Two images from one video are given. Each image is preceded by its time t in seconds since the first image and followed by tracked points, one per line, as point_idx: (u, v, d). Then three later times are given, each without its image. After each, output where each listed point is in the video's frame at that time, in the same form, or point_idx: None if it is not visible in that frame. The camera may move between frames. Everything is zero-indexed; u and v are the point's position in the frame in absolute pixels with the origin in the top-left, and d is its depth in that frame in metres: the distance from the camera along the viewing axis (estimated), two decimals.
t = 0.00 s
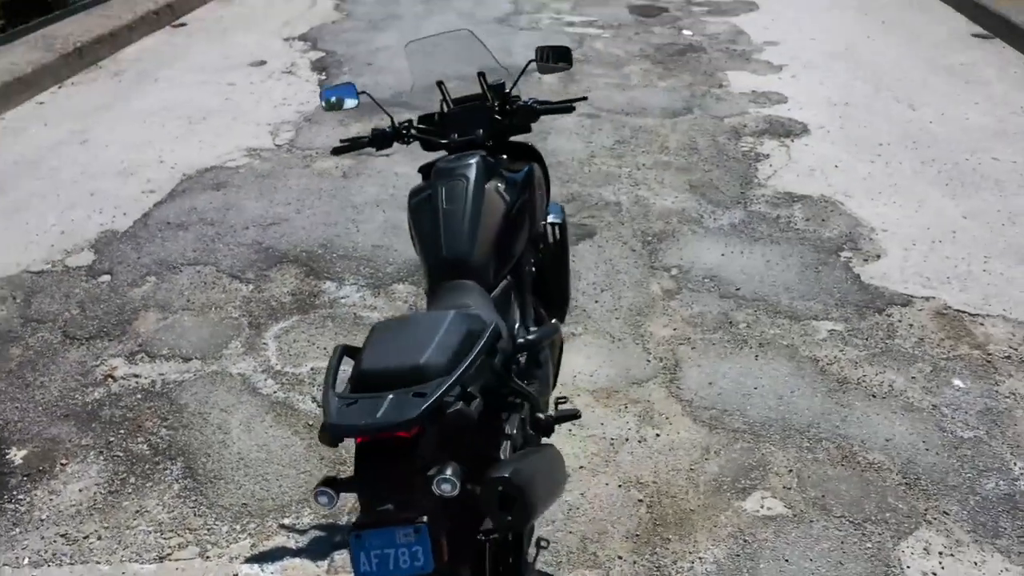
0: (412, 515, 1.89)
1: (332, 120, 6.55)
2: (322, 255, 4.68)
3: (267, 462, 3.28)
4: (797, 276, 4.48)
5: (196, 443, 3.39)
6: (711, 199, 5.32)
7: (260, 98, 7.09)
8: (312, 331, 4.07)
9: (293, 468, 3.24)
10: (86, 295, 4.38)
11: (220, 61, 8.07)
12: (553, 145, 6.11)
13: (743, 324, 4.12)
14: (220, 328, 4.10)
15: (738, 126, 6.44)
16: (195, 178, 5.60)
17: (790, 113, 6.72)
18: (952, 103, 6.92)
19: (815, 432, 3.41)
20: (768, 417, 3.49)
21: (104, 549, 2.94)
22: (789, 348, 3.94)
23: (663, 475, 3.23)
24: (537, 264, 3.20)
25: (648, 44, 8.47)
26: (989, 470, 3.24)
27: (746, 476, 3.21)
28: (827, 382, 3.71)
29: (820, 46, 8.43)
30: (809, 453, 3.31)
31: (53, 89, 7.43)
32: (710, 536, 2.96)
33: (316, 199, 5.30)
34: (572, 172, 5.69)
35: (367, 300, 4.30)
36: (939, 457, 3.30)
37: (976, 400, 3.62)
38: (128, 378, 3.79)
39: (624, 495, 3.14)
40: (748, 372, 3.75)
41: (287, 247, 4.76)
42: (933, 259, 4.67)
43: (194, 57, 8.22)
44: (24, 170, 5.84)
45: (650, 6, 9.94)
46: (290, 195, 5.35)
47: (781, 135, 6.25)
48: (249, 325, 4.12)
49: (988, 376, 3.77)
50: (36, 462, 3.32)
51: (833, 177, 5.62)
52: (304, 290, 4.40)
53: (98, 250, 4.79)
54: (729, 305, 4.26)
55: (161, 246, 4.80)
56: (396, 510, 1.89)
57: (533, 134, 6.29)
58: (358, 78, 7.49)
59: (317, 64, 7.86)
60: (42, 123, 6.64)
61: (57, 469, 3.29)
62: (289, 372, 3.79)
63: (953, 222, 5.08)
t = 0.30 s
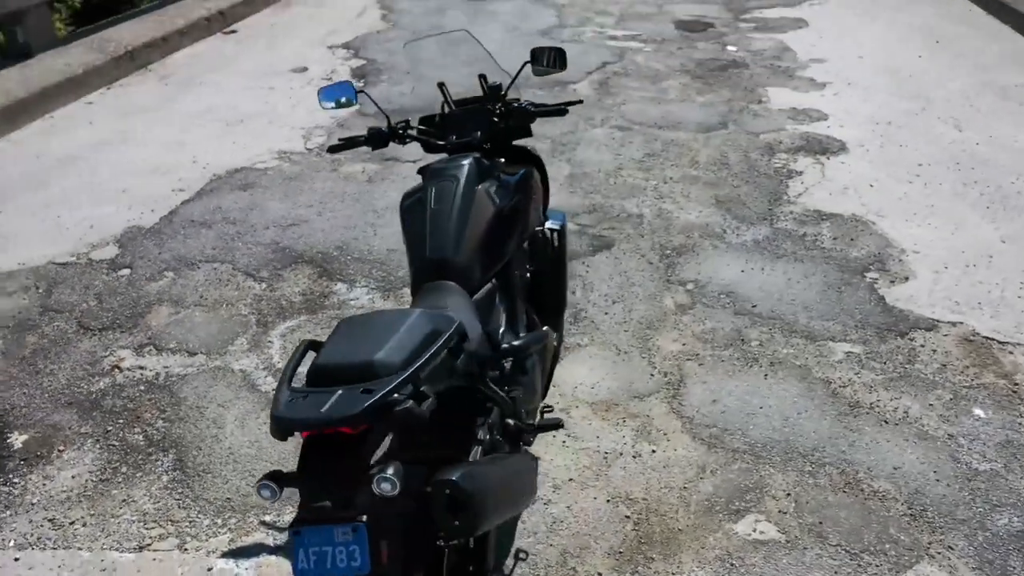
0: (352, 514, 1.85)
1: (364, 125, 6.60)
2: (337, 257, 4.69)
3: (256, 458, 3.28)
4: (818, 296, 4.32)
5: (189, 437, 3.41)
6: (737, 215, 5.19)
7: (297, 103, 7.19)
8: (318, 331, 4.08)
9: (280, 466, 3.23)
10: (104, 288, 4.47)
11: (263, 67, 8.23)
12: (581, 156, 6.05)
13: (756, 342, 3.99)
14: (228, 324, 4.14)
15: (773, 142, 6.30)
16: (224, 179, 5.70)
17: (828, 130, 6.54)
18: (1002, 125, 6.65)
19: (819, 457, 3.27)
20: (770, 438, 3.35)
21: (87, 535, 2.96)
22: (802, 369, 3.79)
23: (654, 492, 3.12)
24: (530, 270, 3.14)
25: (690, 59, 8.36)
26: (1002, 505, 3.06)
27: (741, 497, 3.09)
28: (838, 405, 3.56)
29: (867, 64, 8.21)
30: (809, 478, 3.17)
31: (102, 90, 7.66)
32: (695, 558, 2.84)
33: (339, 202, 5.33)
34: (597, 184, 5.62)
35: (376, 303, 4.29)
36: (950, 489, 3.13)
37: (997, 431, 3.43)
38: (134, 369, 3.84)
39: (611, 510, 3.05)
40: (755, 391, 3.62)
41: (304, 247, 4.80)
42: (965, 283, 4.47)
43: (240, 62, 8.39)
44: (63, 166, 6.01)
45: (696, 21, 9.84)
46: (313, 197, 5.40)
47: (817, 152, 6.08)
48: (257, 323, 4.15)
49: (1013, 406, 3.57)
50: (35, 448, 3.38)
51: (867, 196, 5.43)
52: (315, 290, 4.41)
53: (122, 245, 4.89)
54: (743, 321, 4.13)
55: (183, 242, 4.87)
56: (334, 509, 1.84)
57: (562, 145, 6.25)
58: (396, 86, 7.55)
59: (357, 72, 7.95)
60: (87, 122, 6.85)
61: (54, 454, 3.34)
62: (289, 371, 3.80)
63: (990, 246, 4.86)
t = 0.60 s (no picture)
0: (293, 507, 1.80)
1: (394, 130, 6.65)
2: (352, 258, 4.71)
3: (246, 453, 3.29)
4: (836, 313, 4.18)
5: (185, 429, 3.44)
6: (762, 228, 5.06)
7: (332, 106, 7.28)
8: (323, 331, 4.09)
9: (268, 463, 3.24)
10: (123, 280, 4.56)
11: (304, 70, 8.35)
12: (607, 166, 5.99)
13: (766, 358, 3.87)
14: (237, 320, 4.17)
15: (807, 155, 6.14)
16: (251, 178, 5.78)
17: (866, 145, 6.36)
18: None
19: (819, 479, 3.15)
20: (769, 458, 3.24)
21: (74, 520, 3.00)
22: (811, 387, 3.67)
23: (642, 507, 3.04)
24: (523, 275, 3.09)
25: (730, 71, 8.23)
26: (1011, 539, 2.89)
27: (732, 517, 2.99)
28: (844, 427, 3.43)
29: (915, 80, 7.98)
30: (805, 500, 3.05)
31: (147, 90, 7.87)
32: None
33: (360, 203, 5.36)
34: (620, 193, 5.55)
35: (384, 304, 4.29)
36: (955, 520, 2.97)
37: (1014, 461, 3.25)
38: (141, 360, 3.90)
39: (596, 522, 2.97)
40: (759, 408, 3.51)
41: (320, 247, 4.83)
42: (995, 306, 4.27)
43: (281, 65, 8.54)
44: (100, 162, 6.17)
45: (741, 34, 9.70)
46: (336, 198, 5.44)
47: (851, 168, 5.91)
48: (265, 320, 4.18)
49: None
50: (37, 433, 3.44)
51: (900, 213, 5.25)
52: (326, 290, 4.43)
53: (146, 239, 4.98)
54: (755, 337, 4.02)
55: (204, 239, 4.95)
56: (274, 502, 1.79)
57: (590, 153, 6.19)
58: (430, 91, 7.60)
59: (394, 77, 8.02)
60: (128, 119, 7.03)
61: (54, 440, 3.40)
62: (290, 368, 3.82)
63: None
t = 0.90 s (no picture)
0: (238, 501, 1.80)
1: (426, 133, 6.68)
2: (367, 258, 4.74)
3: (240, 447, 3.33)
4: (855, 331, 4.04)
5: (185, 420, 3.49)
6: (787, 241, 4.93)
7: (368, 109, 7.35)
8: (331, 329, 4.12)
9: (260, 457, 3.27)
10: (145, 272, 4.66)
11: (345, 72, 8.46)
12: (635, 174, 5.91)
13: (775, 374, 3.76)
14: (249, 315, 4.23)
15: (843, 168, 5.98)
16: (280, 177, 5.86)
17: (906, 160, 6.16)
18: None
19: (817, 501, 3.04)
20: (767, 477, 3.14)
21: (68, 504, 3.05)
22: (820, 406, 3.55)
23: (630, 520, 2.97)
24: (516, 279, 3.06)
25: (772, 81, 8.07)
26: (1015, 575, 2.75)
27: (721, 535, 2.90)
28: (849, 448, 3.31)
29: (965, 94, 7.71)
30: (800, 523, 2.94)
31: (192, 89, 8.05)
32: None
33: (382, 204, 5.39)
34: (645, 202, 5.47)
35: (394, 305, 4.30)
36: (958, 552, 2.84)
37: None
38: (152, 351, 3.97)
39: (580, 534, 2.92)
40: (762, 425, 3.41)
41: (338, 246, 4.87)
42: None
43: (324, 67, 8.67)
44: (138, 157, 6.33)
45: (789, 44, 9.51)
46: (359, 198, 5.48)
47: (887, 182, 5.72)
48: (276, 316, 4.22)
49: None
50: (44, 417, 3.53)
51: (934, 230, 5.07)
52: (339, 288, 4.46)
53: (172, 233, 5.09)
54: (766, 352, 3.92)
55: (227, 234, 5.04)
56: (218, 494, 1.78)
57: (618, 161, 6.12)
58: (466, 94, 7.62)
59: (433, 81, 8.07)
60: (170, 117, 7.21)
61: (59, 425, 3.48)
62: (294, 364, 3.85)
63: None
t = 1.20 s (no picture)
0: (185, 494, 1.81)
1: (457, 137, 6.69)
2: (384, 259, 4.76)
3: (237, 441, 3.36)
4: (872, 350, 3.91)
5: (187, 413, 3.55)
6: (812, 255, 4.80)
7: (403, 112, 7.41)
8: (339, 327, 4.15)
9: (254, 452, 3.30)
10: (167, 264, 4.75)
11: (386, 75, 8.55)
12: (663, 182, 5.82)
13: (784, 392, 3.65)
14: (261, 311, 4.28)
15: (880, 182, 5.80)
16: (309, 176, 5.94)
17: (948, 175, 5.95)
18: None
19: (812, 524, 2.94)
20: (762, 497, 3.05)
21: (66, 488, 3.13)
22: (826, 426, 3.43)
23: (615, 534, 2.92)
24: (511, 283, 3.03)
25: (816, 91, 7.88)
26: None
27: (707, 554, 2.83)
28: (852, 471, 3.19)
29: (1019, 108, 7.42)
30: (790, 546, 2.85)
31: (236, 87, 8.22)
32: None
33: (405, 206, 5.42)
34: (669, 211, 5.38)
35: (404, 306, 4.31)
36: None
37: None
38: (165, 343, 4.05)
39: (563, 545, 2.87)
40: (762, 443, 3.32)
41: (357, 246, 4.91)
42: None
43: (365, 69, 8.77)
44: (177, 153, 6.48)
45: (838, 54, 9.29)
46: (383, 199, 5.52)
47: (925, 198, 5.53)
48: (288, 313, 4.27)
49: None
50: (55, 403, 3.63)
51: (969, 249, 4.88)
52: (352, 288, 4.49)
53: (197, 227, 5.19)
54: (776, 368, 3.81)
55: (251, 231, 5.12)
56: (165, 487, 1.80)
57: (647, 169, 6.05)
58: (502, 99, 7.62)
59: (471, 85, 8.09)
60: (211, 114, 7.36)
61: (68, 411, 3.57)
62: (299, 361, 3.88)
63: None
